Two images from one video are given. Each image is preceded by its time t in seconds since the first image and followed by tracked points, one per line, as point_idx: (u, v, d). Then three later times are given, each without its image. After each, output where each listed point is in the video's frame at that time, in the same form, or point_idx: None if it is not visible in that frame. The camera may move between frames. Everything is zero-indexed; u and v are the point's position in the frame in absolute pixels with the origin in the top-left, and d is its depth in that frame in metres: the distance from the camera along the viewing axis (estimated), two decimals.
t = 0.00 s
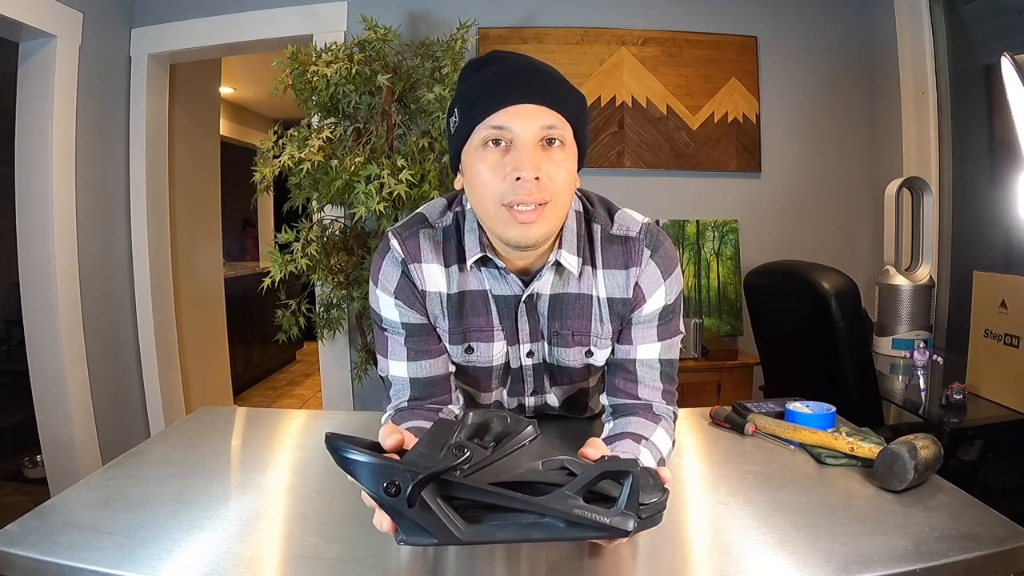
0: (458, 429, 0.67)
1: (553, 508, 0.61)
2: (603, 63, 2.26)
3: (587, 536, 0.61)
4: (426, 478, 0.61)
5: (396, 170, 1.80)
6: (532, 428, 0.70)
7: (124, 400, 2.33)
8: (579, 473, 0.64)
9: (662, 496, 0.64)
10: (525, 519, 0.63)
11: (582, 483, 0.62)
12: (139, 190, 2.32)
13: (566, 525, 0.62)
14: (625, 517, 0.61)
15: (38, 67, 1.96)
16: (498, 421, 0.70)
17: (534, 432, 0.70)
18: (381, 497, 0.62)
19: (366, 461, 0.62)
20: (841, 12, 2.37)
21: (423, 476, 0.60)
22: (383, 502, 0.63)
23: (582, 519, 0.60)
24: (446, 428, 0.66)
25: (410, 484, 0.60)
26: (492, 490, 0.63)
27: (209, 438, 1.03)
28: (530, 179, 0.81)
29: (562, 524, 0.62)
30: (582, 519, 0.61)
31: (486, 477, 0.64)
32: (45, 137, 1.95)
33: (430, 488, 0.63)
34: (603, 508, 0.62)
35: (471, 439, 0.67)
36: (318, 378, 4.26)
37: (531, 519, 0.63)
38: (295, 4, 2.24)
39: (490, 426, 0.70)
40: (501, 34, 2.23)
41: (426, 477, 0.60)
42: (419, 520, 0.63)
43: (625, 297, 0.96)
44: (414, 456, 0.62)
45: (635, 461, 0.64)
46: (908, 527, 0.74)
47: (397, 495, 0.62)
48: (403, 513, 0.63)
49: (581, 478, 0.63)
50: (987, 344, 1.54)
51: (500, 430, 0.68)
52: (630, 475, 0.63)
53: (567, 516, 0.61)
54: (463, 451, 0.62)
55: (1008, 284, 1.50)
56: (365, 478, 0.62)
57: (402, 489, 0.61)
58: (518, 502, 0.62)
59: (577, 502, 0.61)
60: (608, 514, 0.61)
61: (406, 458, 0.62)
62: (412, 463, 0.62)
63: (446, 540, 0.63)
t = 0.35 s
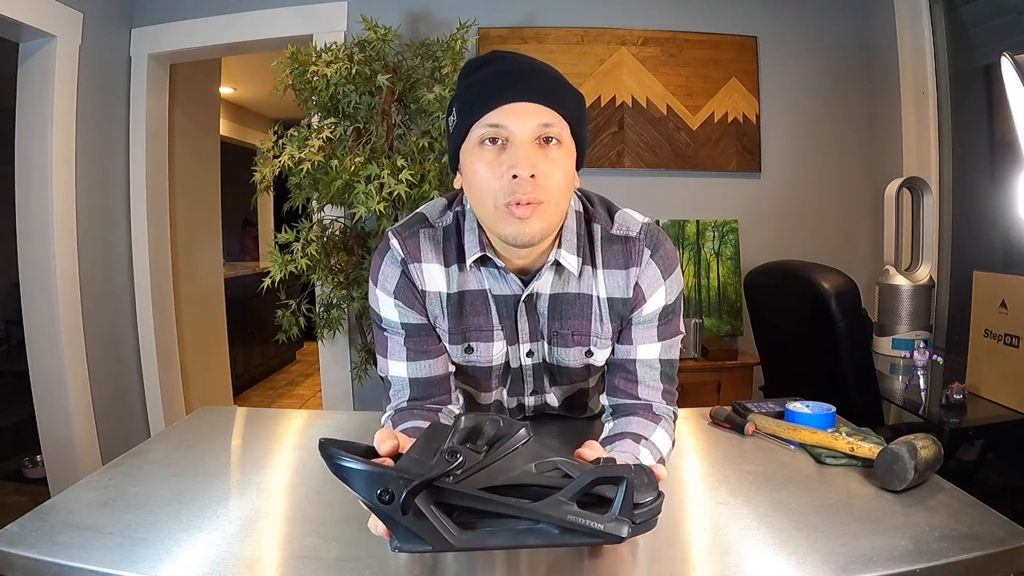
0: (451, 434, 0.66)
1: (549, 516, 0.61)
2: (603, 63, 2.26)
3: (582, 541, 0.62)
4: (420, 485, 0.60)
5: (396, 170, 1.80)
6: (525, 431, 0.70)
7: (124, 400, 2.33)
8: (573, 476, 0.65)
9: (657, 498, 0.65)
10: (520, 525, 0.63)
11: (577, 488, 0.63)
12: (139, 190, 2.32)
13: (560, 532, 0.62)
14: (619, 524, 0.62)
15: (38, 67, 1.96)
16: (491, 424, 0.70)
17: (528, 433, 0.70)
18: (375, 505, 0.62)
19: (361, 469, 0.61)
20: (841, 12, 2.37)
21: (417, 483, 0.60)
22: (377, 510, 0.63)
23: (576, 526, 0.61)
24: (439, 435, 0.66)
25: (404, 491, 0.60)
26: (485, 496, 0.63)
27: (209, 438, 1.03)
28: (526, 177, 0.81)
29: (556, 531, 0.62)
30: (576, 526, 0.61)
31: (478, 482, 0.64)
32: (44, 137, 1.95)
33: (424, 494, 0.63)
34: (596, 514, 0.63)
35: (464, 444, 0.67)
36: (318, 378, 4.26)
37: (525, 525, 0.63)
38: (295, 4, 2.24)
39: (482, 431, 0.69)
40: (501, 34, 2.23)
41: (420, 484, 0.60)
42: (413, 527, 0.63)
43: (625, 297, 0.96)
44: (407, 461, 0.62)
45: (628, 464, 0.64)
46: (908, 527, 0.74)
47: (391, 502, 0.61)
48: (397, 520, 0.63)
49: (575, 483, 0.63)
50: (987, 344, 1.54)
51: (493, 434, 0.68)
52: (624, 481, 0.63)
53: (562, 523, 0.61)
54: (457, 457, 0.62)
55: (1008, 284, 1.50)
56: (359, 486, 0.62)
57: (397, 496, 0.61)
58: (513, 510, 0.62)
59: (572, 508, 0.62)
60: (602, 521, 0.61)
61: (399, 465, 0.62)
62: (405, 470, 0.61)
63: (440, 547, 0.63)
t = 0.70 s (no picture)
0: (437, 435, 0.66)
1: (538, 522, 0.61)
2: (603, 63, 2.26)
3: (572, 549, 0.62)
4: (406, 488, 0.60)
5: (396, 170, 1.80)
6: (513, 426, 0.68)
7: (124, 400, 2.33)
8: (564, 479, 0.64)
9: (652, 511, 0.66)
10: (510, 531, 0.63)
11: (566, 494, 0.62)
12: (139, 190, 2.32)
13: (550, 538, 0.62)
14: (609, 532, 0.61)
15: (38, 67, 1.96)
16: (477, 422, 0.68)
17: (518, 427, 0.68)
18: (364, 509, 0.62)
19: (351, 472, 0.61)
20: (841, 12, 2.37)
21: (403, 486, 0.60)
22: (365, 513, 0.63)
23: (565, 534, 0.61)
24: (426, 434, 0.66)
25: (391, 494, 0.60)
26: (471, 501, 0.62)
27: (209, 438, 1.03)
28: (515, 181, 0.81)
29: (545, 538, 0.62)
30: (565, 533, 0.61)
31: (466, 483, 0.64)
32: (44, 137, 1.95)
33: (409, 498, 0.62)
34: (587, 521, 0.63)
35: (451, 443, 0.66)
36: (318, 378, 4.25)
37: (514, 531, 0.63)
38: (295, 4, 2.24)
39: (469, 426, 0.68)
40: (501, 34, 2.23)
41: (406, 487, 0.60)
42: (401, 531, 0.62)
43: (624, 297, 0.95)
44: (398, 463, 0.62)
45: (619, 472, 0.64)
46: (908, 527, 0.74)
47: (379, 506, 0.61)
48: (385, 524, 0.63)
49: (565, 490, 0.63)
50: (987, 344, 1.54)
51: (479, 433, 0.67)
52: (615, 489, 0.63)
53: (550, 530, 0.61)
54: (442, 457, 0.62)
55: (1008, 284, 1.50)
56: (350, 490, 0.62)
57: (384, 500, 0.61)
58: (501, 516, 0.62)
59: (561, 516, 0.62)
60: (591, 529, 0.61)
61: (388, 469, 0.62)
62: (393, 474, 0.61)
63: (427, 552, 0.63)
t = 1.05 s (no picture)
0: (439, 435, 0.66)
1: (543, 519, 0.59)
2: (603, 63, 2.26)
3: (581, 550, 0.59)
4: (410, 486, 0.60)
5: (395, 170, 1.80)
6: (514, 424, 0.69)
7: (124, 400, 2.33)
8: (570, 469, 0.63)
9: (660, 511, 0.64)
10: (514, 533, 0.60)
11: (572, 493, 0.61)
12: (139, 190, 2.32)
13: (557, 539, 0.60)
14: (617, 530, 0.59)
15: (38, 67, 1.96)
16: (478, 423, 0.69)
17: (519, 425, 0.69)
18: (368, 509, 0.61)
19: (356, 471, 0.61)
20: (841, 12, 2.37)
21: (407, 482, 0.59)
22: (369, 514, 0.61)
23: (572, 531, 0.58)
24: (428, 436, 0.66)
25: (396, 490, 0.59)
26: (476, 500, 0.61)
27: (209, 438, 1.03)
28: (518, 200, 0.82)
29: (552, 537, 0.60)
30: (572, 531, 0.59)
31: (470, 477, 0.63)
32: (45, 137, 1.95)
33: (414, 497, 0.61)
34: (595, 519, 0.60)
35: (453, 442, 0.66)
36: (318, 378, 4.26)
37: (521, 532, 0.61)
38: (295, 4, 2.24)
39: (470, 425, 0.69)
40: (501, 34, 2.23)
41: (410, 484, 0.59)
42: (406, 531, 0.60)
43: (622, 298, 0.96)
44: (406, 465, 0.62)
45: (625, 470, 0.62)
46: (908, 527, 0.74)
47: (384, 505, 0.60)
48: (390, 525, 0.61)
49: (570, 488, 0.61)
50: (987, 344, 1.54)
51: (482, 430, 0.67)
52: (622, 485, 0.60)
53: (557, 527, 0.59)
54: (446, 454, 0.61)
55: (1008, 284, 1.50)
56: (353, 490, 0.61)
57: (389, 499, 0.60)
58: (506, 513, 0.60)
59: (568, 514, 0.60)
60: (599, 527, 0.59)
61: (392, 468, 0.62)
62: (397, 472, 0.61)
63: (433, 554, 0.60)
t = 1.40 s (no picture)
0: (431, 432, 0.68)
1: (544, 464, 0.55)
2: (603, 63, 2.26)
3: (584, 489, 0.52)
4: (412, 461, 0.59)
5: (396, 170, 1.80)
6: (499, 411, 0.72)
7: (124, 400, 2.33)
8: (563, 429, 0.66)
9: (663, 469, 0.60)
10: (514, 488, 0.54)
11: (573, 443, 0.60)
12: (139, 190, 2.32)
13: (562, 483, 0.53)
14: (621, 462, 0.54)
15: (38, 67, 1.96)
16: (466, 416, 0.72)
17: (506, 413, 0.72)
18: (371, 496, 0.57)
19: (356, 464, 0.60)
20: (841, 12, 2.37)
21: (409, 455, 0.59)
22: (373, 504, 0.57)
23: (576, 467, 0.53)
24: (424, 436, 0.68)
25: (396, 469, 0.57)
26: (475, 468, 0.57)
27: (209, 438, 1.03)
28: (524, 195, 0.82)
29: (556, 480, 0.53)
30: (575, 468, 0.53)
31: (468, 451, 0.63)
32: (45, 137, 1.95)
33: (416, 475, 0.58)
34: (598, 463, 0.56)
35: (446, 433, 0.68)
36: (318, 378, 4.26)
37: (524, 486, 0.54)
38: (295, 4, 2.24)
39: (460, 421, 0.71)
40: (501, 34, 2.23)
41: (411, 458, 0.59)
42: (410, 505, 0.55)
43: (623, 298, 0.96)
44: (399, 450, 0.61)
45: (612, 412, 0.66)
46: (908, 527, 0.74)
47: (385, 488, 0.57)
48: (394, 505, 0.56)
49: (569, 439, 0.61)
50: (987, 344, 1.54)
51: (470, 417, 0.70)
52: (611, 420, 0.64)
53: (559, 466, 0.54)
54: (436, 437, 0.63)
55: (1008, 284, 1.50)
56: (355, 481, 0.59)
57: (390, 479, 0.57)
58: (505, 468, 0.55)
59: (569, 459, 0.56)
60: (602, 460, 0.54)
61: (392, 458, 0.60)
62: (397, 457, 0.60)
63: (442, 524, 0.54)
